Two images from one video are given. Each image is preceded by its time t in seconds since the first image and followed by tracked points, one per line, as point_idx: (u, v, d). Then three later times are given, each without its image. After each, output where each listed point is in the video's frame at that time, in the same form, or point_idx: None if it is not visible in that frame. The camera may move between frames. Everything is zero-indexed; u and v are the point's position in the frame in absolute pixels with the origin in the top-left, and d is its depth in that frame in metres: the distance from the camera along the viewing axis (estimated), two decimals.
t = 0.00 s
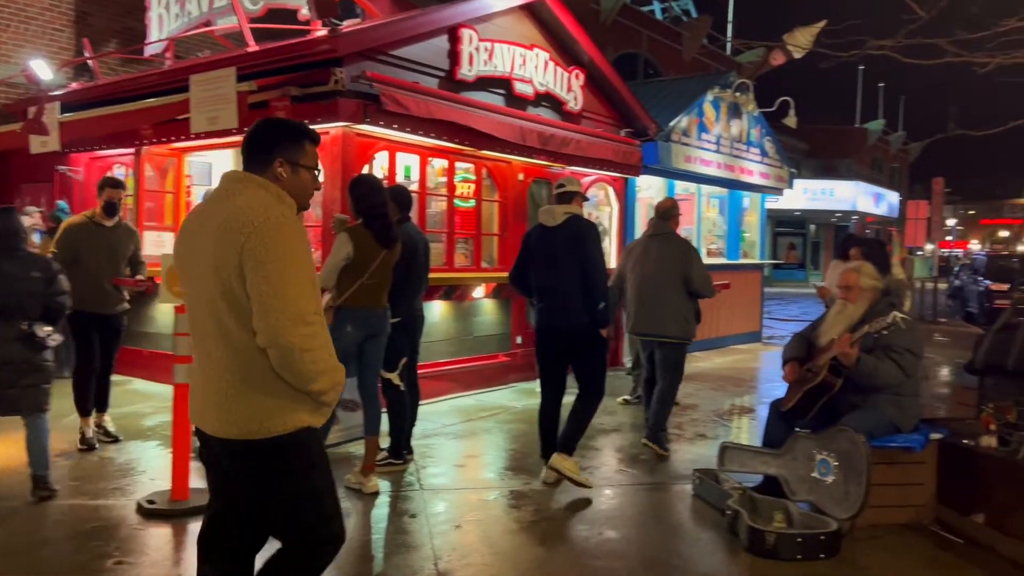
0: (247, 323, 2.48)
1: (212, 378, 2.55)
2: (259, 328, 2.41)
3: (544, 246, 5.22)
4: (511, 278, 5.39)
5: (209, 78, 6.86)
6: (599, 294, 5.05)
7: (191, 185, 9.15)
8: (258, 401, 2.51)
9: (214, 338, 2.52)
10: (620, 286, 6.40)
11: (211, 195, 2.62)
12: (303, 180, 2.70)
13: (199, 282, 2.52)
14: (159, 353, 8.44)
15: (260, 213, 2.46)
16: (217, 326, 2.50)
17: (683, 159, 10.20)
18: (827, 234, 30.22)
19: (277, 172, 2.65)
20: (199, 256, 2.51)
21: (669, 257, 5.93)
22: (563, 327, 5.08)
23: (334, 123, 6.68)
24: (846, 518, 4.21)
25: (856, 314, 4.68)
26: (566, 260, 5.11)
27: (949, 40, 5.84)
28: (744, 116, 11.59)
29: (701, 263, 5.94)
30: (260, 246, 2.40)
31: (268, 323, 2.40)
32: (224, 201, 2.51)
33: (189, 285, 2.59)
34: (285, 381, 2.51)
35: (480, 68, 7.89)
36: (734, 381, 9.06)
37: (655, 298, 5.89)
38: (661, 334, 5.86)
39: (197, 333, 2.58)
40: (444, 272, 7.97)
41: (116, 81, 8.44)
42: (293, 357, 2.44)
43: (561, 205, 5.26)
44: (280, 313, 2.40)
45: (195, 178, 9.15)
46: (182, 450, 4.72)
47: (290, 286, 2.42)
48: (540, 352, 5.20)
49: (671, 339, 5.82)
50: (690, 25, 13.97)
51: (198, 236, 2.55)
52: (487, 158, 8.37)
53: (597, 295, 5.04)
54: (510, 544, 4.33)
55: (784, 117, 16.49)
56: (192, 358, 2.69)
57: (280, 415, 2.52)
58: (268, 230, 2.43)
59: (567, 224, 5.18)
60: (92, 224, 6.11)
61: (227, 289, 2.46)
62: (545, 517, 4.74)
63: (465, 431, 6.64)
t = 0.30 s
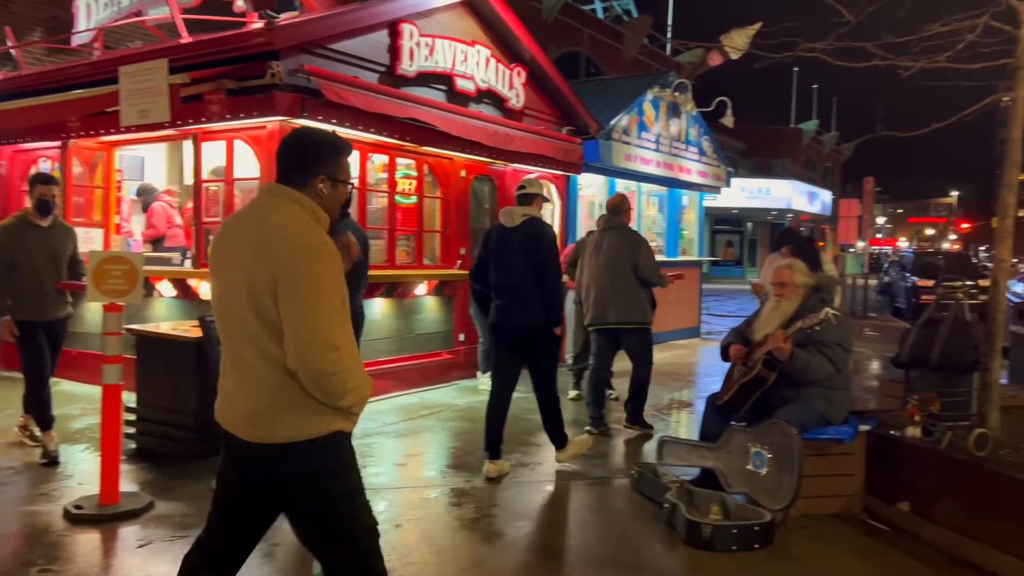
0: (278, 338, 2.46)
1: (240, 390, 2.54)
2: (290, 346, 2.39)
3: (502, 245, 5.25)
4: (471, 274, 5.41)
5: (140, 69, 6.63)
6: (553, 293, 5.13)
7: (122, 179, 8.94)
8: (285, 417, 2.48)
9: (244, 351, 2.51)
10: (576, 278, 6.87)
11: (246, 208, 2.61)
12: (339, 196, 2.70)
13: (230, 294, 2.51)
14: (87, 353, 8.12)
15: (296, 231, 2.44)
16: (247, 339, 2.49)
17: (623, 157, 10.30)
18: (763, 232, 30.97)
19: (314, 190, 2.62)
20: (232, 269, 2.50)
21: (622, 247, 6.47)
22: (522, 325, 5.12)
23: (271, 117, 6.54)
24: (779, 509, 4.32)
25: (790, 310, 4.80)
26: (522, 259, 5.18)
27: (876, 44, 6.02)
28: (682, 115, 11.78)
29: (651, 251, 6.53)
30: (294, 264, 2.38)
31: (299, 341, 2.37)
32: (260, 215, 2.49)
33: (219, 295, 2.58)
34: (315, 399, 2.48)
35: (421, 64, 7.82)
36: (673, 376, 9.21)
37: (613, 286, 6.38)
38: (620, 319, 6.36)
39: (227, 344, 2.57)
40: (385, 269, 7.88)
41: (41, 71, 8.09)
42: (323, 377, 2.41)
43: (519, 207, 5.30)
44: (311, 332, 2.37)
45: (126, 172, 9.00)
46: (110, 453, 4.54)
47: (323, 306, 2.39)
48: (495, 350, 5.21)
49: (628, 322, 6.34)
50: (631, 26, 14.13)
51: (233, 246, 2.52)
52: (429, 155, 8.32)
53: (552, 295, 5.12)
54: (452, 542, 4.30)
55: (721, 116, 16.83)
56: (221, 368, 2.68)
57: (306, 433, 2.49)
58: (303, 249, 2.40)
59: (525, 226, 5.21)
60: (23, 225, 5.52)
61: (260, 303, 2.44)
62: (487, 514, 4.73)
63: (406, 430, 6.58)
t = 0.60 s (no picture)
0: (351, 322, 2.62)
1: (305, 373, 2.63)
2: (371, 329, 2.56)
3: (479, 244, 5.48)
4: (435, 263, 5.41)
5: (70, 61, 6.39)
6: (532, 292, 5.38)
7: (52, 175, 8.56)
8: (358, 394, 2.65)
9: (311, 336, 2.62)
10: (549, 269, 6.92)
11: (297, 198, 2.69)
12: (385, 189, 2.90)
13: (297, 281, 2.60)
14: (19, 355, 7.88)
15: (365, 221, 2.61)
16: (316, 325, 2.61)
17: (568, 156, 10.35)
18: (706, 229, 31.52)
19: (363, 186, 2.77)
20: (300, 257, 2.60)
21: (593, 249, 6.48)
22: (499, 323, 5.31)
23: (208, 112, 6.36)
24: (719, 501, 4.39)
25: (730, 305, 4.89)
26: (505, 261, 5.38)
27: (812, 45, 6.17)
28: (626, 114, 11.90)
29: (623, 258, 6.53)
30: (372, 254, 2.56)
31: (382, 324, 2.56)
32: (322, 205, 2.61)
33: (277, 283, 2.65)
34: (385, 377, 2.67)
35: (364, 59, 7.72)
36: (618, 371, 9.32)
37: (582, 287, 6.42)
38: (583, 319, 6.43)
39: (287, 330, 2.65)
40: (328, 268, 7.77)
41: None
42: (400, 357, 2.62)
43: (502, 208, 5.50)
44: (392, 315, 2.57)
45: (58, 168, 8.65)
46: (39, 458, 4.36)
47: (398, 293, 2.60)
48: (469, 347, 5.37)
49: (587, 324, 6.41)
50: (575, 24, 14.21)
51: (294, 233, 2.63)
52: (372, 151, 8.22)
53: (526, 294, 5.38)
54: (396, 542, 4.25)
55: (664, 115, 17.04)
56: (269, 356, 2.74)
57: (374, 409, 2.68)
58: (378, 239, 2.58)
59: (508, 228, 5.43)
60: None
61: (334, 291, 2.58)
62: (431, 514, 4.69)
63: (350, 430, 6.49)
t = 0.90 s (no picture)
0: (376, 319, 2.63)
1: (328, 370, 2.61)
2: (398, 326, 2.58)
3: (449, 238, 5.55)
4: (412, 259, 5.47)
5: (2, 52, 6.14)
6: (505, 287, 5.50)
7: None
8: (381, 390, 2.66)
9: (336, 334, 2.61)
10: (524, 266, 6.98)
11: (317, 200, 2.68)
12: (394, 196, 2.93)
13: (322, 279, 2.59)
14: None
15: (391, 223, 2.65)
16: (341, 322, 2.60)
17: (519, 153, 10.36)
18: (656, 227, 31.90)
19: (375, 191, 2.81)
20: (325, 255, 2.59)
21: (571, 245, 6.59)
22: (467, 315, 5.36)
23: (148, 106, 6.17)
24: (665, 495, 4.44)
25: (678, 300, 4.96)
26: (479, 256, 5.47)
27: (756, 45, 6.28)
28: (576, 113, 11.96)
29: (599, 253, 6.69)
30: (398, 253, 2.59)
31: (409, 321, 2.59)
32: (346, 209, 2.63)
33: (299, 282, 2.62)
34: (406, 374, 2.70)
35: (311, 54, 7.60)
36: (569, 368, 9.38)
37: (554, 279, 6.56)
38: (552, 311, 6.53)
39: (309, 328, 2.62)
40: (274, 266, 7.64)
41: None
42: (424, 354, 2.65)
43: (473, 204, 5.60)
44: (419, 312, 2.60)
45: None
46: None
47: (424, 291, 2.64)
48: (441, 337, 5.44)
49: (570, 318, 6.50)
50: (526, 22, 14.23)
51: (316, 236, 2.61)
52: (319, 147, 8.11)
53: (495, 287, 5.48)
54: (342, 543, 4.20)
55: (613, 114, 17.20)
56: (286, 354, 2.70)
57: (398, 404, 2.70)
58: (402, 240, 2.63)
59: (482, 224, 5.54)
60: None
61: (361, 290, 2.59)
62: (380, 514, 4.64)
63: (297, 430, 6.39)
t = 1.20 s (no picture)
0: (366, 313, 2.74)
1: (328, 364, 2.77)
2: (384, 317, 2.68)
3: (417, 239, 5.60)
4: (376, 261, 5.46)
5: None
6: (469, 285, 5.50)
7: None
8: (379, 380, 2.77)
9: (331, 326, 2.75)
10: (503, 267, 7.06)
11: (307, 205, 2.83)
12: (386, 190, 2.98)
13: (315, 281, 2.73)
14: None
15: (370, 220, 2.74)
16: (334, 318, 2.74)
17: (476, 150, 10.33)
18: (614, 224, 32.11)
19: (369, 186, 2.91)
20: (314, 254, 2.73)
21: (538, 244, 6.65)
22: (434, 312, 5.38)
23: (95, 100, 6.02)
24: (619, 491, 4.48)
25: (632, 296, 5.02)
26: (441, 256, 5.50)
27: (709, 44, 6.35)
28: (534, 110, 11.97)
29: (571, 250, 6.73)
30: (378, 247, 2.69)
31: (393, 313, 2.68)
32: (330, 209, 2.76)
33: (296, 285, 2.78)
34: (403, 362, 2.80)
35: (263, 48, 7.47)
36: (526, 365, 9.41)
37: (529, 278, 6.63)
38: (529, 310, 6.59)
39: (309, 327, 2.79)
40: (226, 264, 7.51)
41: None
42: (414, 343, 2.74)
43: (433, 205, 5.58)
44: (401, 304, 2.69)
45: None
46: None
47: (407, 280, 2.72)
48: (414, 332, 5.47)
49: (546, 314, 6.54)
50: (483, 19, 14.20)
51: (305, 236, 2.76)
52: (272, 143, 7.98)
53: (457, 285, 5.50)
54: (296, 545, 4.14)
55: (571, 112, 17.25)
56: (297, 350, 2.89)
57: (395, 388, 2.81)
58: (382, 236, 2.72)
59: (442, 224, 5.51)
60: None
61: (347, 285, 2.71)
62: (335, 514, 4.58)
63: (251, 431, 6.30)
